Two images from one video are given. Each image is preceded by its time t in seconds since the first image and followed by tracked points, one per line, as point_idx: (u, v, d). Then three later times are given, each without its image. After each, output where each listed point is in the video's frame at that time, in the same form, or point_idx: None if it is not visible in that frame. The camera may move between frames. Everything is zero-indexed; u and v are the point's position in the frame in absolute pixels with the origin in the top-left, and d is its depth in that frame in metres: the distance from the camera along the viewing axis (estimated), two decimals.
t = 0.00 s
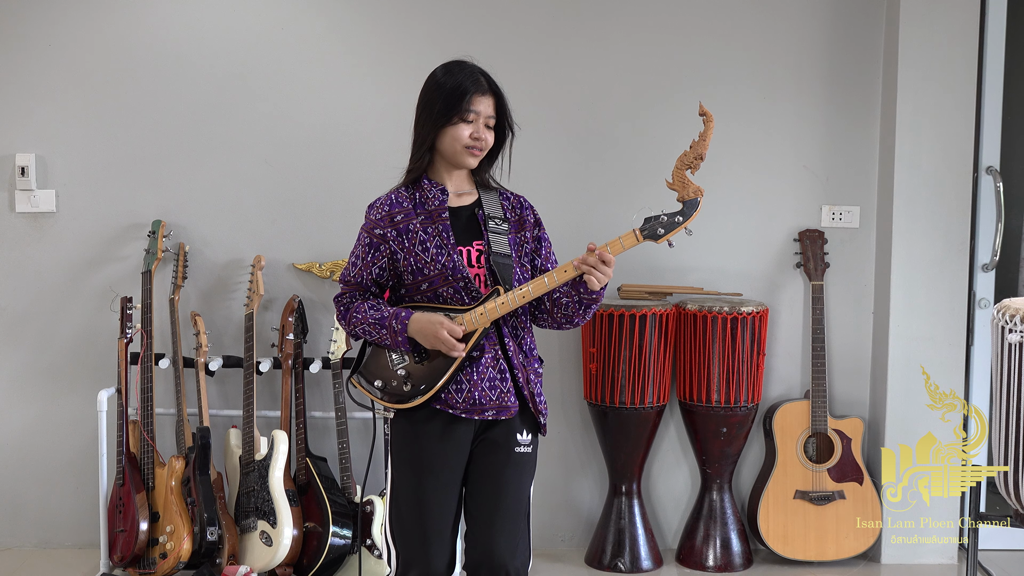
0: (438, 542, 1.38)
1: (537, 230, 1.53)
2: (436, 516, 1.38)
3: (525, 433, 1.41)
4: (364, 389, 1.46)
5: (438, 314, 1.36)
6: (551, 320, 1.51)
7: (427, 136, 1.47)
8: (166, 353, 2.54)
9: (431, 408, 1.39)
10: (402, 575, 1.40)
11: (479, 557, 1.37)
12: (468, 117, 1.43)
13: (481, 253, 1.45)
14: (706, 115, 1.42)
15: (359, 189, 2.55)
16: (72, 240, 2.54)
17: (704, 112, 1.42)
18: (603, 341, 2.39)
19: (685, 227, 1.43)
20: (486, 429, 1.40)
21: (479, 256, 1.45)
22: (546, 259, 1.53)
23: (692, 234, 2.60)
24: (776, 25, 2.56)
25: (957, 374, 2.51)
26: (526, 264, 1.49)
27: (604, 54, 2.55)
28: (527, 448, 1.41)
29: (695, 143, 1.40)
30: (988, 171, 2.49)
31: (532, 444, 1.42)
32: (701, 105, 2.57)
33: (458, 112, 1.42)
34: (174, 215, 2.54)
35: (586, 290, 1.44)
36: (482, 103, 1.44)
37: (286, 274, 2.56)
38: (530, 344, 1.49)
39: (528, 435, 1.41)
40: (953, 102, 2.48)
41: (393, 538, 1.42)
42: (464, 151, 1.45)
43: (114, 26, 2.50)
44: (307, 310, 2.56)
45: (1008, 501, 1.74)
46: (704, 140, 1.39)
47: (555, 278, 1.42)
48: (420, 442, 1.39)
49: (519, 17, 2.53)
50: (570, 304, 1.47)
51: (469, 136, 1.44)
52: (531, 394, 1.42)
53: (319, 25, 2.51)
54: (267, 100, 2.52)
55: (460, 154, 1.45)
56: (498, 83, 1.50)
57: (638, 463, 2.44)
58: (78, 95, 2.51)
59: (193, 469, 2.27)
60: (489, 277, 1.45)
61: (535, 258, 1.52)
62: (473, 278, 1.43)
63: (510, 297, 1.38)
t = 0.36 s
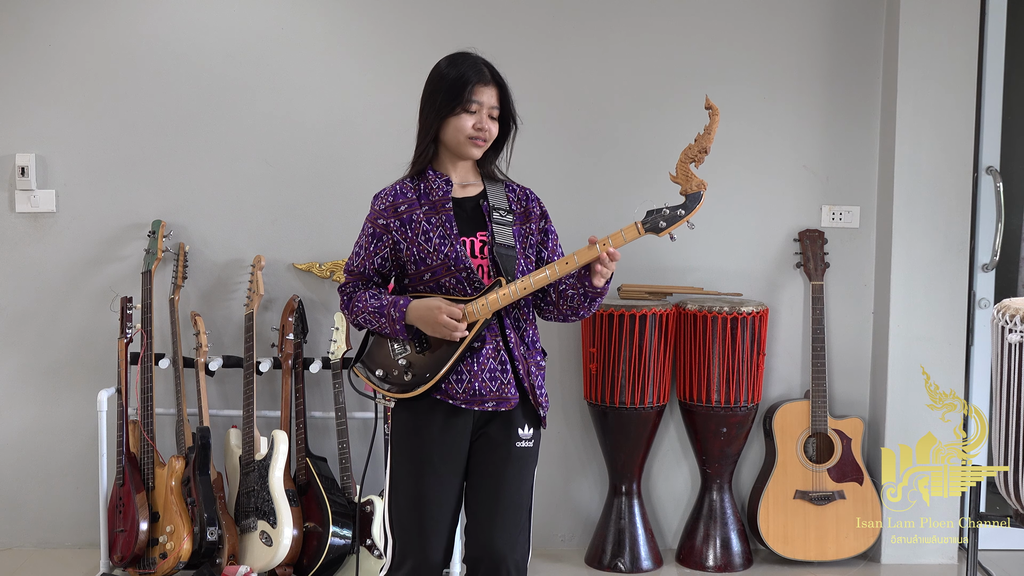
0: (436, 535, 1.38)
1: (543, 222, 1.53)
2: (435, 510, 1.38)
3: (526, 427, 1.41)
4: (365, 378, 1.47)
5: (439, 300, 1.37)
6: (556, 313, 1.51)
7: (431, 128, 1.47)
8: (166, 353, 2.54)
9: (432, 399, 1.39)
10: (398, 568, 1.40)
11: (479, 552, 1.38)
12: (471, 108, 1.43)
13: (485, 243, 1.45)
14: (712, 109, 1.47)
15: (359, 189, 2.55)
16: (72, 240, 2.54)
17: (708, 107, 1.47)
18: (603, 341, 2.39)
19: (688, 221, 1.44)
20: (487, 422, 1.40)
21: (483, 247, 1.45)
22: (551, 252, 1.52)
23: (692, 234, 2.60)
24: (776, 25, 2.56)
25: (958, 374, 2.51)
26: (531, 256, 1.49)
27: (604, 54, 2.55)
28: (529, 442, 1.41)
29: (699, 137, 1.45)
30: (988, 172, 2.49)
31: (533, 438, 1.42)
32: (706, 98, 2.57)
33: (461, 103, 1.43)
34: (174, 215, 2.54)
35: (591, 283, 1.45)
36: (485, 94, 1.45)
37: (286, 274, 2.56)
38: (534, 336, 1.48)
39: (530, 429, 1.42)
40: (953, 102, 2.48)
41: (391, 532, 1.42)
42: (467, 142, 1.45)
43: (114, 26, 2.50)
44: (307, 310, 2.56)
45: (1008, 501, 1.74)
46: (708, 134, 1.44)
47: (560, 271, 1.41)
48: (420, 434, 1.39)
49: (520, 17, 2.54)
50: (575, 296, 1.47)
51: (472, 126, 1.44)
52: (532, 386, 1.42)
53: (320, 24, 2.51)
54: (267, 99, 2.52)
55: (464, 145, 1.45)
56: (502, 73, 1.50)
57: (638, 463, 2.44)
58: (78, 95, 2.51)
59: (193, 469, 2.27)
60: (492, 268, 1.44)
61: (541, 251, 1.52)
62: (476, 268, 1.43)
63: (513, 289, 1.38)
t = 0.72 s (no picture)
0: (438, 539, 1.38)
1: (547, 233, 1.52)
2: (437, 513, 1.38)
3: (528, 432, 1.40)
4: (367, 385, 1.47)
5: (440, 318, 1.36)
6: (557, 323, 1.50)
7: (440, 135, 1.47)
8: (166, 353, 2.54)
9: (432, 406, 1.40)
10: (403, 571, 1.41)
11: (481, 556, 1.37)
12: (479, 117, 1.43)
13: (488, 253, 1.45)
14: (720, 124, 1.41)
15: (360, 189, 2.55)
16: (71, 239, 2.54)
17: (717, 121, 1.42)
18: (603, 341, 2.39)
19: (689, 238, 1.42)
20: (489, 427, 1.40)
21: (486, 256, 1.45)
22: (555, 262, 1.52)
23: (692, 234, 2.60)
24: (776, 25, 2.56)
25: (958, 374, 2.51)
26: (534, 267, 1.48)
27: (604, 54, 2.55)
28: (531, 447, 1.40)
29: (705, 153, 1.40)
30: (988, 172, 2.49)
31: (535, 443, 1.42)
32: (715, 113, 2.57)
33: (470, 111, 1.42)
34: (174, 214, 2.54)
35: (588, 296, 1.44)
36: (494, 103, 1.44)
37: (286, 274, 2.56)
38: (535, 346, 1.48)
39: (531, 434, 1.41)
40: (953, 102, 2.48)
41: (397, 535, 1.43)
42: (474, 150, 1.45)
43: (114, 26, 2.50)
44: (307, 310, 2.56)
45: (1008, 501, 1.74)
46: (714, 150, 1.39)
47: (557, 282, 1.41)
48: (422, 438, 1.40)
49: (519, 17, 2.53)
50: (574, 307, 1.45)
51: (480, 135, 1.43)
52: (534, 395, 1.42)
53: (320, 24, 2.51)
54: (267, 100, 2.52)
55: (471, 153, 1.45)
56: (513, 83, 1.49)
57: (638, 463, 2.44)
58: (78, 96, 2.51)
59: (193, 469, 2.27)
60: (495, 278, 1.44)
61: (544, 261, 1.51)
62: (479, 278, 1.43)
63: (512, 300, 1.38)
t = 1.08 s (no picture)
0: (430, 521, 1.39)
1: (557, 225, 1.50)
2: (432, 500, 1.39)
3: (526, 423, 1.40)
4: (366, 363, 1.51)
5: (439, 301, 1.37)
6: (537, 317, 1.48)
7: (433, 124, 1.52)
8: (166, 353, 2.54)
9: (429, 389, 1.41)
10: (393, 551, 1.41)
11: (476, 543, 1.38)
12: (452, 95, 1.44)
13: (493, 239, 1.44)
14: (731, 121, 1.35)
15: (360, 189, 2.55)
16: (71, 240, 2.54)
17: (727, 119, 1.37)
18: (603, 340, 2.39)
19: (688, 237, 1.39)
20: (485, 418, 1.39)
21: (491, 242, 1.44)
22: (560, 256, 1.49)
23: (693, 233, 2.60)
24: (776, 25, 2.56)
25: (958, 374, 2.51)
26: (539, 257, 1.47)
27: (604, 54, 2.55)
28: (528, 437, 1.40)
29: (712, 152, 1.36)
30: (988, 171, 2.49)
31: (534, 433, 1.41)
32: (728, 109, 2.57)
33: (443, 94, 1.45)
34: (174, 215, 2.54)
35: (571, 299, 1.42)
36: (464, 76, 1.44)
37: (286, 274, 2.56)
38: (536, 335, 1.47)
39: (529, 424, 1.40)
40: (954, 102, 2.48)
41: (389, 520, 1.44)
42: (459, 126, 1.45)
43: (114, 26, 2.50)
44: (307, 310, 2.56)
45: (1008, 501, 1.74)
46: (722, 149, 1.35)
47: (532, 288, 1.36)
48: (419, 420, 1.40)
49: (520, 18, 2.53)
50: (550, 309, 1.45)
51: (457, 110, 1.44)
52: (535, 384, 1.40)
53: (321, 24, 2.51)
54: (268, 99, 2.52)
55: (458, 131, 1.45)
56: (496, 53, 1.48)
57: (639, 463, 2.45)
58: (78, 95, 2.51)
59: (193, 469, 2.27)
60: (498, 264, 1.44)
61: (549, 253, 1.49)
62: (482, 264, 1.43)
63: (512, 288, 1.36)
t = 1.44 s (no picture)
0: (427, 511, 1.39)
1: (556, 218, 1.48)
2: (429, 494, 1.39)
3: (523, 419, 1.40)
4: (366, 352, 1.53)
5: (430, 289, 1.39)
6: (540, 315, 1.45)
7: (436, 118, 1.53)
8: (166, 353, 2.54)
9: (425, 380, 1.41)
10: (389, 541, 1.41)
11: (474, 537, 1.39)
12: (450, 89, 1.45)
13: (490, 234, 1.44)
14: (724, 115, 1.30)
15: (360, 189, 2.55)
16: (71, 240, 2.54)
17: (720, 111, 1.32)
18: (603, 340, 2.39)
19: (671, 232, 1.33)
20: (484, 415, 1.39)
21: (488, 237, 1.44)
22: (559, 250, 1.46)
23: (693, 232, 2.60)
24: (776, 25, 2.56)
25: (958, 374, 2.51)
26: (537, 251, 1.44)
27: (604, 54, 2.55)
28: (526, 432, 1.40)
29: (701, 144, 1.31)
30: (988, 171, 2.49)
31: (531, 428, 1.41)
32: (722, 102, 2.56)
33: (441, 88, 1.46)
34: (174, 215, 2.54)
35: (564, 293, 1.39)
36: (460, 70, 1.45)
37: (286, 274, 2.56)
38: (534, 330, 1.46)
39: (526, 419, 1.40)
40: (954, 101, 2.48)
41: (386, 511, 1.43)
42: (457, 120, 1.45)
43: (114, 26, 2.50)
44: (307, 310, 2.56)
45: (1008, 501, 1.74)
46: (713, 142, 1.30)
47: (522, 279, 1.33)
48: (416, 411, 1.40)
49: (520, 18, 2.53)
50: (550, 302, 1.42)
51: (455, 105, 1.44)
52: (531, 380, 1.39)
53: (321, 24, 2.51)
54: (268, 99, 2.52)
55: (457, 125, 1.45)
56: (495, 46, 1.48)
57: (639, 463, 2.45)
58: (78, 95, 2.51)
59: (193, 469, 2.26)
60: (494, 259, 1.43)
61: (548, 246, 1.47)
62: (478, 258, 1.43)
63: (502, 281, 1.34)
